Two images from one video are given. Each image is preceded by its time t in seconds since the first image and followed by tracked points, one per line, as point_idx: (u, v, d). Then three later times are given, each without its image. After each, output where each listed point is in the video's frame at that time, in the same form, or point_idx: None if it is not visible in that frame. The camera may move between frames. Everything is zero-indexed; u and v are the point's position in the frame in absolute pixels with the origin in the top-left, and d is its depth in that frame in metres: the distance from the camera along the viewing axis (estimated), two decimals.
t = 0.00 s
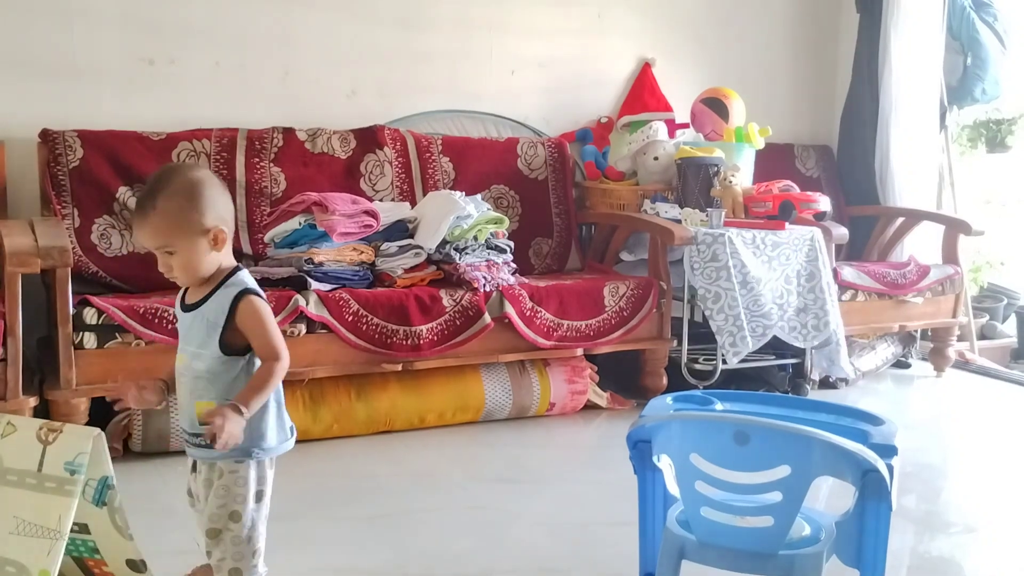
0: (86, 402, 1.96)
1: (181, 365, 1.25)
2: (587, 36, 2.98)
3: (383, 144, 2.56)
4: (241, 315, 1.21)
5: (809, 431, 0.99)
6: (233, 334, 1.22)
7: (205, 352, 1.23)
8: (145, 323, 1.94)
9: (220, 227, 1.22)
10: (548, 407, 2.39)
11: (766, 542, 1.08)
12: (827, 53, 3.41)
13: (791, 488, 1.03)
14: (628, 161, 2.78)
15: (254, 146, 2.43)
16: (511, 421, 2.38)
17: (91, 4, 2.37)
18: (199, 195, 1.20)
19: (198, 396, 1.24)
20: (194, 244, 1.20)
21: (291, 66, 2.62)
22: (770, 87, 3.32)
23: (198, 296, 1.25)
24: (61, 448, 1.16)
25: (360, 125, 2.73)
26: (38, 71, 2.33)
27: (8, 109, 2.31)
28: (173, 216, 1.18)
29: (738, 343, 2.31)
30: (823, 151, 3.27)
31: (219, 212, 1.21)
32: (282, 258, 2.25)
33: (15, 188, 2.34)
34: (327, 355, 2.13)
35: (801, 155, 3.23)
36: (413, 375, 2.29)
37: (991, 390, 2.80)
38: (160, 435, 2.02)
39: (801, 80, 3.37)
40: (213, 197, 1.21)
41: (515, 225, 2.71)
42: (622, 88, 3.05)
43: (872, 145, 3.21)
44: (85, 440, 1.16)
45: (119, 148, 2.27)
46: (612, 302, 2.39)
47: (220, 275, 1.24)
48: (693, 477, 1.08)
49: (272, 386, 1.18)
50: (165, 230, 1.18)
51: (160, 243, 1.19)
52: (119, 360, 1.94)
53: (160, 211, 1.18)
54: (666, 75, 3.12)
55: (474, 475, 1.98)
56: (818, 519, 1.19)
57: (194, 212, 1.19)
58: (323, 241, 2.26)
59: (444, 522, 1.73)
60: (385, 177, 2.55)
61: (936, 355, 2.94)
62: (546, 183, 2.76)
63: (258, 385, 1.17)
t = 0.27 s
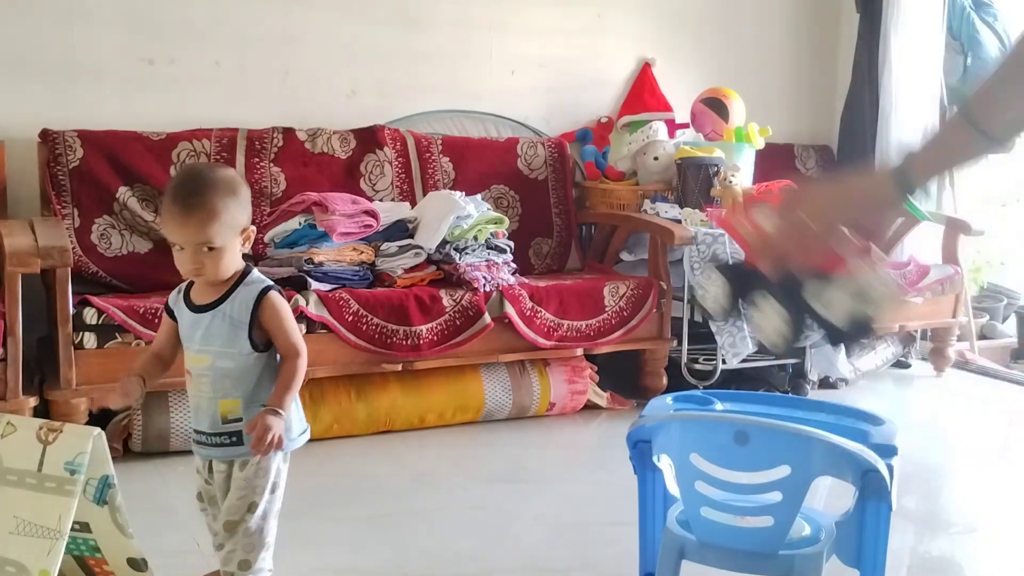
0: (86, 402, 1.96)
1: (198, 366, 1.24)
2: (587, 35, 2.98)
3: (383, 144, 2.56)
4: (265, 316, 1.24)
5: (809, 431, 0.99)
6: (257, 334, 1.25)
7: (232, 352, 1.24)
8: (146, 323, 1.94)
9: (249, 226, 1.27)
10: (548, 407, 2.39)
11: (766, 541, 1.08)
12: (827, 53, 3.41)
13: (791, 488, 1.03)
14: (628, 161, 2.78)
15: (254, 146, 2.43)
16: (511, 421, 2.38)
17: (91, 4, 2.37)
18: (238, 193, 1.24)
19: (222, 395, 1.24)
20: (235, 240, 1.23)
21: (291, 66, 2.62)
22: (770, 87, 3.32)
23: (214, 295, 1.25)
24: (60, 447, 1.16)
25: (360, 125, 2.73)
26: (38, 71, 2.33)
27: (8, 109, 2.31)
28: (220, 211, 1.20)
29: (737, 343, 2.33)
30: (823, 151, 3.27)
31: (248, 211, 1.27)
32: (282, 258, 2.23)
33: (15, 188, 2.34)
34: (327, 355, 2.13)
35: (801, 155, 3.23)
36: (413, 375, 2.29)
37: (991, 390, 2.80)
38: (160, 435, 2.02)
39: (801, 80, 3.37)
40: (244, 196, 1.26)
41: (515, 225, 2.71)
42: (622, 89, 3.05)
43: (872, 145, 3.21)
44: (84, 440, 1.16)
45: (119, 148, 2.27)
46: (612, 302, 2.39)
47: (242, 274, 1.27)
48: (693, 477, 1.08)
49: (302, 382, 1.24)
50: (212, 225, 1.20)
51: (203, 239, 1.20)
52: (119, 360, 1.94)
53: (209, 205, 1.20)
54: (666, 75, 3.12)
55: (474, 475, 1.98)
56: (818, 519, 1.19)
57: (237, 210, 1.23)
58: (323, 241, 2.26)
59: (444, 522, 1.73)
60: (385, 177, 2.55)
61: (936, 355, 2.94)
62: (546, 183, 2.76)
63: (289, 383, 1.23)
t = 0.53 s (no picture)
0: (86, 402, 1.96)
1: (225, 366, 1.23)
2: (587, 36, 2.98)
3: (383, 144, 2.57)
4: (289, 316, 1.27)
5: (809, 431, 0.99)
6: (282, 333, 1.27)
7: (257, 350, 1.24)
8: (146, 323, 1.94)
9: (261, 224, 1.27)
10: (547, 407, 2.39)
11: (766, 542, 1.08)
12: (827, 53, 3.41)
13: (791, 488, 1.03)
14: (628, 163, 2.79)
15: (254, 146, 2.43)
16: (511, 421, 2.38)
17: (91, 4, 2.37)
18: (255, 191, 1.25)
19: (252, 392, 1.25)
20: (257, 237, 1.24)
21: (291, 66, 2.62)
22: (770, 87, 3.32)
23: (234, 298, 1.24)
24: (61, 447, 1.16)
25: (360, 125, 2.73)
26: (39, 71, 2.33)
27: (8, 108, 2.31)
28: (247, 207, 1.21)
29: (738, 343, 2.31)
30: (823, 151, 3.27)
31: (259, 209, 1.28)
32: (282, 258, 2.23)
33: (15, 188, 2.34)
34: (327, 355, 2.13)
35: (801, 155, 3.23)
36: (413, 375, 2.29)
37: (991, 390, 2.80)
38: (160, 435, 2.01)
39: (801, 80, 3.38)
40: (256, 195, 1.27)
41: (515, 225, 2.70)
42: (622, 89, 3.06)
43: (872, 145, 3.21)
44: (84, 440, 1.16)
45: (119, 148, 2.27)
46: (612, 302, 2.39)
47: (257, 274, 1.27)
48: (694, 477, 1.08)
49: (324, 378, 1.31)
50: (241, 221, 1.20)
51: (233, 235, 1.19)
52: (119, 360, 1.94)
53: (239, 200, 1.20)
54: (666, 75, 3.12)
55: (474, 475, 1.98)
56: (818, 519, 1.19)
57: (257, 206, 1.24)
58: (323, 241, 2.26)
59: (444, 521, 1.73)
60: (385, 177, 2.55)
61: (936, 355, 2.94)
62: (546, 183, 2.76)
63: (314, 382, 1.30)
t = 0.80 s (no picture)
0: (85, 402, 1.95)
1: (264, 365, 1.22)
2: (587, 35, 2.97)
3: (383, 143, 2.56)
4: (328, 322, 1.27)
5: (809, 431, 0.98)
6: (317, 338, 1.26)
7: (299, 350, 1.23)
8: (144, 323, 1.93)
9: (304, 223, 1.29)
10: (548, 407, 2.38)
11: (767, 542, 1.07)
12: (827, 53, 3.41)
13: (792, 489, 1.02)
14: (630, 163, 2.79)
15: (254, 145, 2.42)
16: (511, 421, 2.37)
17: (90, 4, 2.36)
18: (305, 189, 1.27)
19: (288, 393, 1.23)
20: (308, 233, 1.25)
21: (291, 66, 2.61)
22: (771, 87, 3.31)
23: (279, 295, 1.23)
24: (59, 447, 1.15)
25: (360, 125, 2.72)
26: (38, 70, 2.32)
27: (7, 108, 2.30)
28: (304, 202, 1.23)
29: (740, 343, 2.31)
30: (824, 151, 3.27)
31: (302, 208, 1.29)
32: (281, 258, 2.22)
33: (14, 188, 2.34)
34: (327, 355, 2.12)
35: (802, 155, 3.22)
36: (412, 375, 2.28)
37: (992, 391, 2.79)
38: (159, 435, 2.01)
39: (801, 80, 3.37)
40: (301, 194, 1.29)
41: (515, 225, 2.70)
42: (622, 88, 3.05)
43: (872, 145, 3.20)
44: (82, 440, 1.15)
45: (118, 148, 2.27)
46: (612, 302, 2.38)
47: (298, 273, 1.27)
48: (694, 477, 1.08)
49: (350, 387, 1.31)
50: (300, 215, 1.21)
51: (293, 227, 1.20)
52: (117, 360, 1.94)
53: (300, 194, 1.22)
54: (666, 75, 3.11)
55: (474, 475, 1.97)
56: (819, 520, 1.18)
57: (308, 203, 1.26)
58: (323, 240, 2.25)
59: (444, 522, 1.72)
60: (385, 177, 2.54)
61: (937, 355, 2.93)
62: (547, 182, 2.75)
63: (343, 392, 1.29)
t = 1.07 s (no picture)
0: (85, 402, 1.96)
1: (331, 365, 1.19)
2: (587, 36, 2.98)
3: (383, 144, 2.57)
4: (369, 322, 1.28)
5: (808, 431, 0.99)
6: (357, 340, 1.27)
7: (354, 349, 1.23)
8: (145, 323, 1.94)
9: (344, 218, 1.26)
10: (547, 407, 2.39)
11: (766, 542, 1.08)
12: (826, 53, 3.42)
13: (791, 488, 1.03)
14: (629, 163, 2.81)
15: (254, 146, 2.43)
16: (511, 421, 2.38)
17: (91, 5, 2.37)
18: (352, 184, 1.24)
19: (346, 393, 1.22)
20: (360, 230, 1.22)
21: (291, 66, 2.62)
22: (770, 87, 3.32)
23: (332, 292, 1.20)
24: (60, 447, 1.17)
25: (360, 125, 2.73)
26: (39, 71, 2.33)
27: (8, 108, 2.31)
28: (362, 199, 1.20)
29: (739, 343, 2.31)
30: (823, 151, 3.28)
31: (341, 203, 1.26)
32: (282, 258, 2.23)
33: (15, 188, 2.34)
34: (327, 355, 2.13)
35: (801, 155, 3.23)
36: (412, 375, 2.29)
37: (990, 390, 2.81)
38: (159, 435, 2.02)
39: (800, 81, 3.38)
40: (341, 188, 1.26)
41: (514, 225, 2.70)
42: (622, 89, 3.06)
43: (871, 146, 3.21)
44: (85, 440, 1.17)
45: (119, 148, 2.27)
46: (612, 302, 2.39)
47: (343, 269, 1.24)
48: (694, 477, 1.09)
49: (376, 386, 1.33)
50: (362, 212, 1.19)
51: (357, 226, 1.18)
52: (118, 359, 1.94)
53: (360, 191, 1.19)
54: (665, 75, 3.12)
55: (474, 475, 1.98)
56: (818, 519, 1.19)
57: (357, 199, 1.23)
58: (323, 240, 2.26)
59: (444, 521, 1.73)
60: (385, 177, 2.55)
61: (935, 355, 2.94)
62: (546, 182, 2.76)
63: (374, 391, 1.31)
